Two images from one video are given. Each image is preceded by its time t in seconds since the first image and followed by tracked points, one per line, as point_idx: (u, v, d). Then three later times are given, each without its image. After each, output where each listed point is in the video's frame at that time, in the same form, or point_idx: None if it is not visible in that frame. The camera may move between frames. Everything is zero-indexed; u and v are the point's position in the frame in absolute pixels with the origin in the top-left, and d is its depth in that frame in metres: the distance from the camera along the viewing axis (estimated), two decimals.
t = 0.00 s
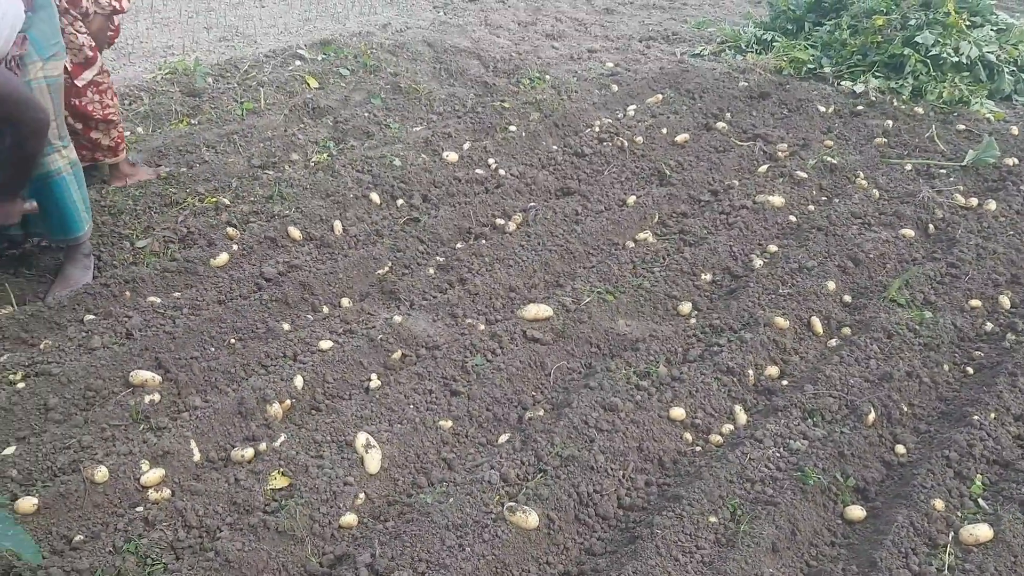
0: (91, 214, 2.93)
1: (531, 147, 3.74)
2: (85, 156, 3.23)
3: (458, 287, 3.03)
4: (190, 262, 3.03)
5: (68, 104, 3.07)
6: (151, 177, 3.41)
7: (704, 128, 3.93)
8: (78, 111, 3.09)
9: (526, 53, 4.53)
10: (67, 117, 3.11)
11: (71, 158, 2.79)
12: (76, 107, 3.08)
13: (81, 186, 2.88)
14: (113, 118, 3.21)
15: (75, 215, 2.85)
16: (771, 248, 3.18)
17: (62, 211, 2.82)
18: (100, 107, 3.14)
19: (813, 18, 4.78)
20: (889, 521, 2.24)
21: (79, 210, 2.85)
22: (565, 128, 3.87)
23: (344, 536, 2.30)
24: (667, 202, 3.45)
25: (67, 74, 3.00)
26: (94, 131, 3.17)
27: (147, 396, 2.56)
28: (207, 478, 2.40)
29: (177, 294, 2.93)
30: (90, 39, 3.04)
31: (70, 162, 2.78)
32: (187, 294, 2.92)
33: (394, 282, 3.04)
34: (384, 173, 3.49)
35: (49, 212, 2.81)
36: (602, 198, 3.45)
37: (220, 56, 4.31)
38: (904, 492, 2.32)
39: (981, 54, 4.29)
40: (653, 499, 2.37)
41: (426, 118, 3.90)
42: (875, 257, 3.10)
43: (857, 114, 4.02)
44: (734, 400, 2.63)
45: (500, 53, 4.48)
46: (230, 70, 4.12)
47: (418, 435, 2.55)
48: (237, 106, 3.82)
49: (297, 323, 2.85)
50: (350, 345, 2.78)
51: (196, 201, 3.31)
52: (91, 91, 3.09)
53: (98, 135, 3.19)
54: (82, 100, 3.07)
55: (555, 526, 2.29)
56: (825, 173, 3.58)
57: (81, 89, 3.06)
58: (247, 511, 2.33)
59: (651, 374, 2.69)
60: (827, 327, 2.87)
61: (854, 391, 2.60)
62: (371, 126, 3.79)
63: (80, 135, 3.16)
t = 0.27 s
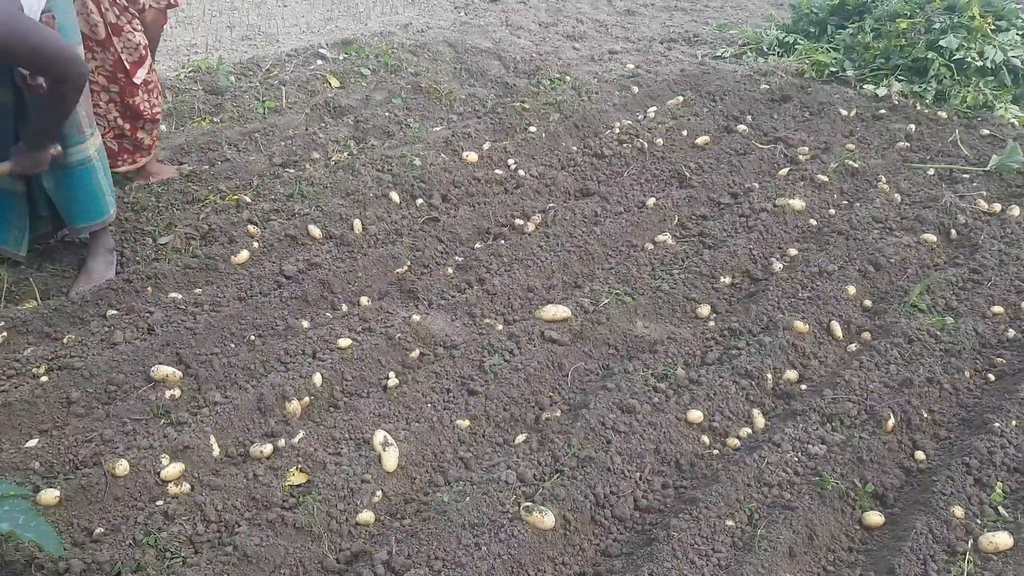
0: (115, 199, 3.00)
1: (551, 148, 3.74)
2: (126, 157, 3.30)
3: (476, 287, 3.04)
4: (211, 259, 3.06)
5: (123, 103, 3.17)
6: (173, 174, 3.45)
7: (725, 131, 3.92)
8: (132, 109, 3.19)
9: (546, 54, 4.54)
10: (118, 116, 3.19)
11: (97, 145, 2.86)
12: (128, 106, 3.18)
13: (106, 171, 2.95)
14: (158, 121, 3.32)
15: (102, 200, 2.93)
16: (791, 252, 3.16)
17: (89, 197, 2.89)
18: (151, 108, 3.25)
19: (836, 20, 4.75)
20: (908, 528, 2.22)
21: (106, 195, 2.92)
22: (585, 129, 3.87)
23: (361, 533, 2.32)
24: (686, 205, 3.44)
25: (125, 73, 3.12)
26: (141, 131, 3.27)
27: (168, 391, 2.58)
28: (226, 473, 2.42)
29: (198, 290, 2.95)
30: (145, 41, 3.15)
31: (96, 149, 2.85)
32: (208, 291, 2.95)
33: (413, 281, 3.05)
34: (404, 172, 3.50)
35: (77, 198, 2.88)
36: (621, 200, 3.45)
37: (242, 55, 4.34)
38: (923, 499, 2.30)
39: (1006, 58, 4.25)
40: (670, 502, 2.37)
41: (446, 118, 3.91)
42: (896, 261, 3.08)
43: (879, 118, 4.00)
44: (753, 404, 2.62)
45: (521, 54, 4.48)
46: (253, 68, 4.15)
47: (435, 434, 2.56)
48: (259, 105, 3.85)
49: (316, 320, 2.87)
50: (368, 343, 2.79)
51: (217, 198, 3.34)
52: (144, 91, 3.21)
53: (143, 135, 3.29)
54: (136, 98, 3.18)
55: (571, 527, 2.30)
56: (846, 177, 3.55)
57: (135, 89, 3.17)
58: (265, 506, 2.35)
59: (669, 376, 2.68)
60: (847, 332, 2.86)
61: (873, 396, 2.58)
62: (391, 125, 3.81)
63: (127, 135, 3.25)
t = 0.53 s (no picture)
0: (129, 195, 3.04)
1: (568, 149, 3.74)
2: (165, 154, 3.30)
3: (493, 286, 3.05)
4: (230, 257, 3.08)
5: (164, 102, 3.14)
6: (192, 171, 3.47)
7: (743, 133, 3.91)
8: (172, 109, 3.17)
9: (565, 55, 4.54)
10: (158, 115, 3.18)
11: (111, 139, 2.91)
12: (168, 105, 3.16)
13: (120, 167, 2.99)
14: (198, 119, 3.30)
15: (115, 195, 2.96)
16: (810, 255, 3.15)
17: (103, 192, 2.92)
18: (192, 107, 3.23)
19: (856, 23, 4.74)
20: (925, 533, 2.21)
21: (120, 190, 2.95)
22: (603, 130, 3.87)
23: (376, 530, 2.33)
24: (704, 207, 3.44)
25: (167, 72, 3.07)
26: (180, 130, 3.25)
27: (187, 387, 2.60)
28: (243, 469, 2.44)
29: (217, 287, 2.98)
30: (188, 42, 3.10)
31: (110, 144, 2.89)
32: (227, 288, 2.97)
33: (430, 280, 3.06)
34: (422, 172, 3.52)
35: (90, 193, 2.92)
36: (638, 201, 3.45)
37: (263, 54, 4.37)
38: (940, 504, 2.29)
39: None
40: (685, 504, 2.37)
41: (464, 118, 3.92)
42: (915, 266, 3.07)
43: (900, 121, 3.97)
44: (769, 407, 2.62)
45: (539, 55, 4.49)
46: (272, 67, 4.17)
47: (451, 433, 2.57)
48: (278, 104, 3.88)
49: (334, 318, 2.88)
50: (385, 342, 2.80)
51: (236, 196, 3.36)
52: (185, 91, 3.17)
53: (182, 135, 3.27)
54: (178, 98, 3.16)
55: (586, 527, 2.30)
56: (865, 180, 3.54)
57: (177, 88, 3.14)
58: (282, 502, 2.36)
59: (686, 378, 2.68)
60: (865, 336, 2.84)
61: (891, 401, 2.57)
62: (409, 125, 3.83)
63: (167, 134, 3.23)
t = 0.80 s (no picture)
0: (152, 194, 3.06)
1: (586, 150, 3.75)
2: (208, 157, 3.31)
3: (509, 286, 3.06)
4: (248, 254, 3.10)
5: (204, 104, 3.15)
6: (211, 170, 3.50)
7: (761, 135, 3.91)
8: (212, 110, 3.18)
9: (583, 56, 4.55)
10: (200, 117, 3.18)
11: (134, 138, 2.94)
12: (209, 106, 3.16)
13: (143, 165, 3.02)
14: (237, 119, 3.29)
15: (136, 193, 2.98)
16: (827, 258, 3.14)
17: (124, 190, 2.95)
18: (231, 106, 3.23)
19: (876, 25, 4.72)
20: (942, 539, 2.20)
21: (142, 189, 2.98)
22: (620, 131, 3.87)
23: (392, 528, 2.34)
24: (721, 209, 3.43)
25: (206, 72, 3.07)
26: (222, 132, 3.25)
27: (205, 383, 2.62)
28: (261, 465, 2.45)
29: (235, 285, 3.00)
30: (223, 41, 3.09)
31: (134, 144, 2.92)
32: (245, 286, 2.99)
33: (447, 280, 3.07)
34: (440, 172, 3.53)
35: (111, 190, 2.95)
36: (655, 202, 3.45)
37: (281, 53, 4.40)
38: (958, 510, 2.28)
39: None
40: (701, 506, 2.36)
41: (482, 118, 3.94)
42: (934, 270, 3.05)
43: (919, 124, 3.95)
44: (786, 410, 2.61)
45: (557, 56, 4.49)
46: (291, 67, 4.20)
47: (467, 432, 2.57)
48: (297, 103, 3.90)
49: (351, 317, 2.90)
50: (402, 340, 2.81)
51: (255, 195, 3.38)
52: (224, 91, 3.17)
53: (224, 135, 3.28)
54: (217, 98, 3.15)
55: (602, 528, 2.30)
56: (884, 183, 3.52)
57: (217, 88, 3.14)
58: (299, 499, 2.38)
59: (702, 380, 2.68)
60: (883, 340, 2.83)
61: (909, 405, 2.56)
62: (427, 125, 3.84)
63: (209, 137, 3.24)
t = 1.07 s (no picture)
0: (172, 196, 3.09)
1: (601, 151, 3.75)
2: (235, 146, 3.44)
3: (524, 287, 3.07)
4: (264, 253, 3.12)
5: (238, 92, 3.34)
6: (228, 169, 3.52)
7: (777, 137, 3.90)
8: (245, 98, 3.36)
9: (599, 57, 4.55)
10: (232, 105, 3.35)
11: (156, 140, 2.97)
12: (242, 95, 3.35)
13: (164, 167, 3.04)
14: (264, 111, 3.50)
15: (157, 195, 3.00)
16: (843, 261, 3.14)
17: (146, 191, 2.97)
18: (260, 97, 3.43)
19: (893, 28, 4.70)
20: (957, 544, 2.19)
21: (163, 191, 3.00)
22: (635, 133, 3.87)
23: (406, 527, 2.35)
24: (736, 211, 3.43)
25: (242, 62, 3.29)
26: (250, 120, 3.42)
27: (222, 380, 2.64)
28: (276, 463, 2.47)
29: (251, 283, 3.02)
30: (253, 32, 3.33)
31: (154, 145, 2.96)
32: (261, 284, 3.01)
33: (462, 280, 3.08)
34: (455, 172, 3.54)
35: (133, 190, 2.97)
36: (671, 204, 3.45)
37: (298, 54, 4.43)
38: (974, 515, 2.27)
39: None
40: (715, 508, 2.36)
41: (497, 119, 3.95)
42: (951, 274, 3.04)
43: (937, 127, 3.94)
44: (800, 413, 2.61)
45: (572, 57, 4.50)
46: (308, 67, 4.22)
47: (481, 432, 2.58)
48: (313, 103, 3.92)
49: (366, 316, 2.91)
50: (417, 340, 2.82)
51: (271, 194, 3.40)
52: (258, 84, 3.39)
53: (253, 125, 3.45)
54: (250, 87, 3.36)
55: (615, 529, 2.30)
56: (900, 187, 3.51)
57: (251, 77, 3.35)
58: (314, 496, 2.39)
59: (716, 382, 2.68)
60: (899, 344, 2.82)
61: (925, 409, 2.55)
62: (443, 126, 3.85)
63: (240, 124, 3.40)
